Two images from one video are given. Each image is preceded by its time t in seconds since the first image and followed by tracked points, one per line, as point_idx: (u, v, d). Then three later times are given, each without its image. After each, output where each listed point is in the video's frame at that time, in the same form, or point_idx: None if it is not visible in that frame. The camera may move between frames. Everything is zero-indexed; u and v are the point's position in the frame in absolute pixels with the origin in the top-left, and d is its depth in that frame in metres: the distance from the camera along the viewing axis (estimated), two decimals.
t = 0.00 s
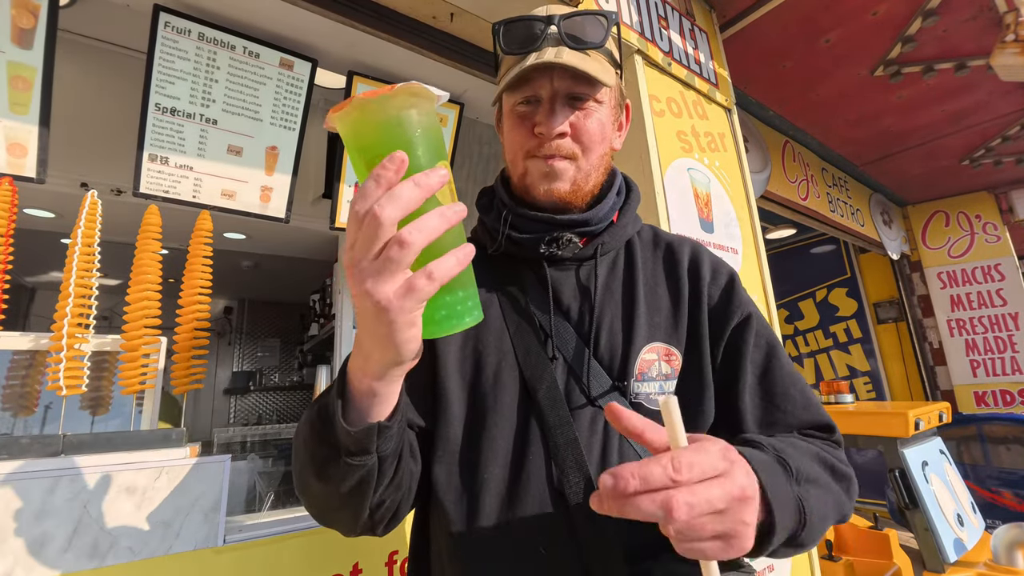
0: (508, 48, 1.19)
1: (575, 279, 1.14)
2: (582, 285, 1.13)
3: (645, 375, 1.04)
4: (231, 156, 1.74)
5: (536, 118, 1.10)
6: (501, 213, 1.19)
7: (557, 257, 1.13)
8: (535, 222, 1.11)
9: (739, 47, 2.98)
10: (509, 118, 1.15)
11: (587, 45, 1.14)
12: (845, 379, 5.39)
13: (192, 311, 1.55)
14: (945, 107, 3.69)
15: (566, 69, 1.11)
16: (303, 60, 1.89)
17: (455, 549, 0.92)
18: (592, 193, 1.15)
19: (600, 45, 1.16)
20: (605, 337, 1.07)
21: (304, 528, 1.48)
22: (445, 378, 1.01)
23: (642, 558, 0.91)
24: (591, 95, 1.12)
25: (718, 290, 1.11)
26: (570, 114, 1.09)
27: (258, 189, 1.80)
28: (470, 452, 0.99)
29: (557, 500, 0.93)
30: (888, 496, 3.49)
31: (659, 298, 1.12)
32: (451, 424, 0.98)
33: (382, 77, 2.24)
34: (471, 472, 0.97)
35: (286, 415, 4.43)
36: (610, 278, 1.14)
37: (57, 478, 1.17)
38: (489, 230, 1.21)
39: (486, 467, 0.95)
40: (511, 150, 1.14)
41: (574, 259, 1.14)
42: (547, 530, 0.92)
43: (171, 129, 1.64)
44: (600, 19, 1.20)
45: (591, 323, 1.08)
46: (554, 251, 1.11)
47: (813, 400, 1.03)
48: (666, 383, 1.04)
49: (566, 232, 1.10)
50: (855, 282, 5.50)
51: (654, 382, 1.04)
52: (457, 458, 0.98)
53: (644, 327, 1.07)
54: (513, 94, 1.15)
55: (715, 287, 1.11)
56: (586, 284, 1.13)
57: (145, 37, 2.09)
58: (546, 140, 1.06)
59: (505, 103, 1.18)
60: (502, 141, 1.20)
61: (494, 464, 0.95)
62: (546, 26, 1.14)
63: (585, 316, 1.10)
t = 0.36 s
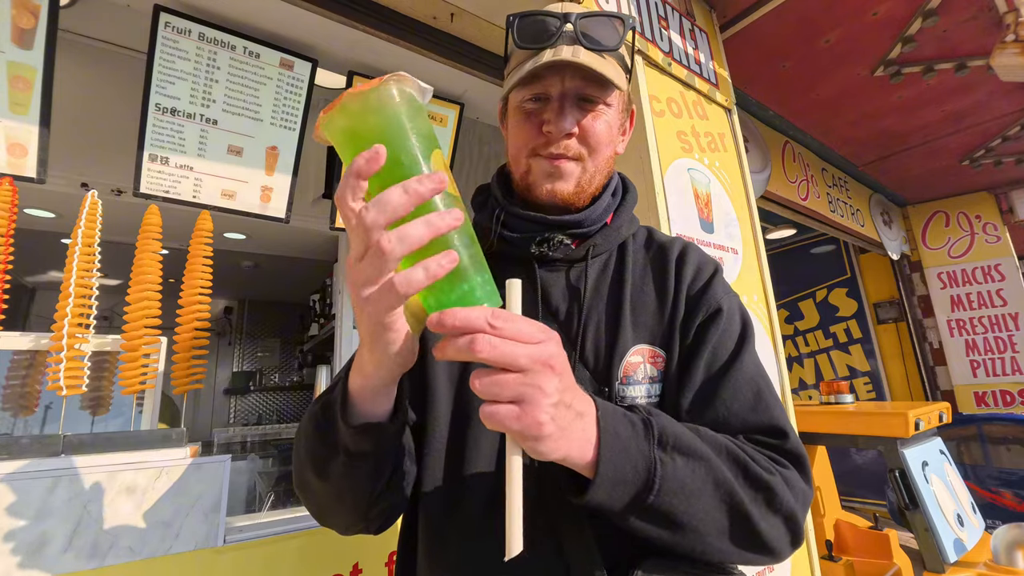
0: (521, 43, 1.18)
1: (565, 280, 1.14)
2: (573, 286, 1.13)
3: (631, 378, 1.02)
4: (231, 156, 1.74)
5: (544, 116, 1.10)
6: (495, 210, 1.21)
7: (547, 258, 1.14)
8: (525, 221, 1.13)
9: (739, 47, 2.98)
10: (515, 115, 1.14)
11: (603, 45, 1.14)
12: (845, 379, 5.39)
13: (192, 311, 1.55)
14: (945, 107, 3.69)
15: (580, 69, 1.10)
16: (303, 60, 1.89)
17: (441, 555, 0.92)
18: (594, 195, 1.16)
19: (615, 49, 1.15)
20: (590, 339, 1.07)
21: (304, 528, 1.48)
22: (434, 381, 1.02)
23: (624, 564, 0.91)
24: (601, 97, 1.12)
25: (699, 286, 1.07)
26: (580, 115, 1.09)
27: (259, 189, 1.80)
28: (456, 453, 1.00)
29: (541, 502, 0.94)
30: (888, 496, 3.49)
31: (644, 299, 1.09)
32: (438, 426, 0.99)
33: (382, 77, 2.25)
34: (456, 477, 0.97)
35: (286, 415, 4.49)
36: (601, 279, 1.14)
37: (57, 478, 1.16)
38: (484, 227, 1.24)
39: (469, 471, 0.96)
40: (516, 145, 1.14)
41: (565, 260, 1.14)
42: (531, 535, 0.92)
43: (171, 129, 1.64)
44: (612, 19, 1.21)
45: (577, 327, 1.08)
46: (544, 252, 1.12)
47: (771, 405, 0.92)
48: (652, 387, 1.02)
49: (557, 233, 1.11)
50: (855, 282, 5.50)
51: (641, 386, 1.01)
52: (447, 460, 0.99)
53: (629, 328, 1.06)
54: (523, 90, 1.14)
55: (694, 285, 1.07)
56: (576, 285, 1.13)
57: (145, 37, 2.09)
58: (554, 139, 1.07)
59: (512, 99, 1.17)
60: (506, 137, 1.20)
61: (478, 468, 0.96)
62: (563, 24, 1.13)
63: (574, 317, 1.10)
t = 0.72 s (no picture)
0: (521, 31, 1.16)
1: (562, 277, 1.13)
2: (569, 284, 1.13)
3: (630, 379, 1.01)
4: (231, 156, 1.74)
5: (547, 107, 1.10)
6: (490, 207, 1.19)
7: (544, 254, 1.13)
8: (520, 215, 1.11)
9: (739, 47, 2.98)
10: (516, 107, 1.14)
11: (605, 34, 1.13)
12: (845, 379, 5.38)
13: (192, 311, 1.55)
14: (945, 107, 3.69)
15: (584, 57, 1.10)
16: (302, 60, 1.89)
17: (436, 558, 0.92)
18: (596, 190, 1.16)
19: (616, 37, 1.16)
20: (588, 339, 1.06)
21: (304, 527, 1.48)
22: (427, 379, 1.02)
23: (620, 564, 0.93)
24: (604, 85, 1.12)
25: (707, 288, 1.08)
26: (583, 105, 1.09)
27: (259, 189, 1.80)
28: (449, 452, 0.99)
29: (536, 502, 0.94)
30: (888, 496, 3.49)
31: (647, 301, 1.10)
32: (430, 425, 0.99)
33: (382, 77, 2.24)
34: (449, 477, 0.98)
35: (286, 414, 4.53)
36: (600, 276, 1.14)
37: (57, 478, 1.16)
38: (479, 225, 1.21)
39: (463, 470, 0.96)
40: (517, 138, 1.13)
41: (562, 256, 1.13)
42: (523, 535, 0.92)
43: (171, 129, 1.64)
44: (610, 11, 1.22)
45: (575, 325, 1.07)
46: (541, 248, 1.11)
47: (790, 418, 0.96)
48: (652, 389, 1.02)
49: (553, 229, 1.10)
50: (855, 282, 5.50)
51: (640, 387, 1.01)
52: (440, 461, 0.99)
53: (629, 328, 1.06)
54: (525, 82, 1.13)
55: (701, 287, 1.08)
56: (573, 283, 1.13)
57: (144, 37, 2.09)
58: (558, 130, 1.06)
59: (511, 91, 1.16)
60: (505, 131, 1.19)
61: (472, 467, 0.96)
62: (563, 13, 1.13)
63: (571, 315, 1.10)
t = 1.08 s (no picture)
0: (512, 25, 1.16)
1: (568, 275, 1.13)
2: (576, 282, 1.13)
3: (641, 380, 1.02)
4: (231, 156, 1.74)
5: (542, 102, 1.09)
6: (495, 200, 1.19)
7: (550, 251, 1.12)
8: (524, 211, 1.11)
9: (739, 47, 2.98)
10: (512, 103, 1.14)
11: (597, 21, 1.12)
12: (845, 379, 5.38)
13: (192, 311, 1.55)
14: (945, 107, 3.69)
15: (577, 47, 1.09)
16: (302, 60, 1.89)
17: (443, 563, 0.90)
18: (600, 186, 1.16)
19: (610, 24, 1.15)
20: (597, 337, 1.06)
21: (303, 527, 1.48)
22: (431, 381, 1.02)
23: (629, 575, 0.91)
24: (600, 76, 1.11)
25: (722, 296, 1.10)
26: (580, 98, 1.09)
27: (259, 189, 1.80)
28: (454, 453, 0.99)
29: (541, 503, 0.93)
30: (888, 496, 3.49)
31: (658, 302, 1.11)
32: (433, 427, 0.99)
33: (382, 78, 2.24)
34: (454, 481, 0.97)
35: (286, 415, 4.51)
36: (606, 276, 1.14)
37: (58, 478, 1.16)
38: (481, 221, 1.19)
39: (468, 474, 0.95)
40: (514, 136, 1.13)
41: (568, 254, 1.13)
42: (530, 543, 0.91)
43: (171, 129, 1.64)
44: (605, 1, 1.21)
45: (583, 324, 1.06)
46: (547, 244, 1.11)
47: (803, 426, 1.01)
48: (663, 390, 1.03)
49: (561, 225, 1.10)
50: (855, 282, 5.50)
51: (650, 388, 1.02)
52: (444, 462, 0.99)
53: (640, 329, 1.06)
54: (520, 78, 1.12)
55: (714, 291, 1.10)
56: (579, 281, 1.13)
57: (144, 37, 2.09)
58: (555, 127, 1.06)
59: (506, 88, 1.16)
60: (503, 126, 1.19)
61: (477, 471, 0.96)
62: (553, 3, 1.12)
63: (578, 314, 1.09)
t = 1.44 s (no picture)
0: (528, 21, 1.15)
1: (575, 274, 1.14)
2: (583, 281, 1.13)
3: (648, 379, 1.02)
4: (231, 156, 1.74)
5: (557, 102, 1.09)
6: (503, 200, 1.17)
7: (557, 250, 1.12)
8: (534, 211, 1.11)
9: (739, 47, 2.98)
10: (526, 101, 1.13)
11: (615, 21, 1.13)
12: (845, 379, 5.38)
13: (192, 311, 1.55)
14: (945, 107, 3.69)
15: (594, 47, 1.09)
16: (302, 60, 1.89)
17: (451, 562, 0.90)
18: (608, 186, 1.16)
19: (627, 24, 1.16)
20: (605, 335, 1.06)
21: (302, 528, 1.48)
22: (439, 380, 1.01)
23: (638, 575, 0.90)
24: (613, 77, 1.11)
25: (729, 296, 1.11)
26: (593, 98, 1.09)
27: (259, 189, 1.80)
28: (461, 451, 0.99)
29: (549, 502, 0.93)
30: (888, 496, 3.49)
31: (665, 301, 1.11)
32: (440, 427, 0.98)
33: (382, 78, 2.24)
34: (462, 481, 0.96)
35: (286, 415, 4.50)
36: (614, 275, 1.14)
37: (58, 478, 1.17)
38: (489, 220, 1.19)
39: (477, 472, 0.95)
40: (528, 134, 1.12)
41: (576, 253, 1.14)
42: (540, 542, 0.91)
43: (171, 129, 1.64)
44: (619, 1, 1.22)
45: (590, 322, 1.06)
46: (554, 243, 1.10)
47: (808, 425, 1.01)
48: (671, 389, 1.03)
49: (569, 224, 1.09)
50: (855, 282, 5.50)
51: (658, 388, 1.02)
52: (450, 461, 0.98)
53: (647, 327, 1.06)
54: (535, 75, 1.12)
55: (722, 291, 1.11)
56: (587, 280, 1.13)
57: (145, 36, 2.09)
58: (570, 127, 1.05)
59: (519, 85, 1.15)
60: (513, 124, 1.18)
61: (486, 469, 0.95)
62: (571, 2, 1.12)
63: (585, 313, 1.09)
